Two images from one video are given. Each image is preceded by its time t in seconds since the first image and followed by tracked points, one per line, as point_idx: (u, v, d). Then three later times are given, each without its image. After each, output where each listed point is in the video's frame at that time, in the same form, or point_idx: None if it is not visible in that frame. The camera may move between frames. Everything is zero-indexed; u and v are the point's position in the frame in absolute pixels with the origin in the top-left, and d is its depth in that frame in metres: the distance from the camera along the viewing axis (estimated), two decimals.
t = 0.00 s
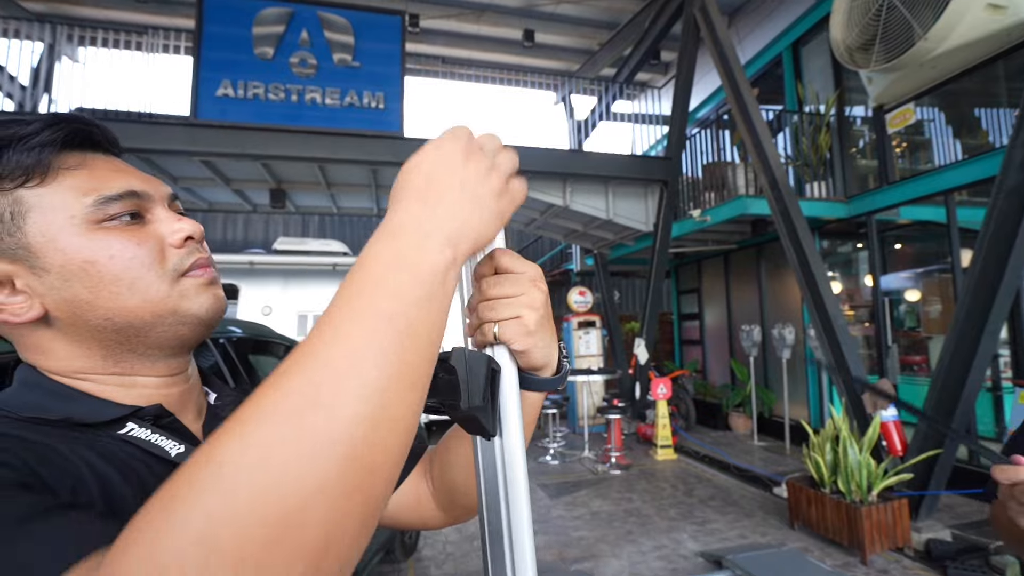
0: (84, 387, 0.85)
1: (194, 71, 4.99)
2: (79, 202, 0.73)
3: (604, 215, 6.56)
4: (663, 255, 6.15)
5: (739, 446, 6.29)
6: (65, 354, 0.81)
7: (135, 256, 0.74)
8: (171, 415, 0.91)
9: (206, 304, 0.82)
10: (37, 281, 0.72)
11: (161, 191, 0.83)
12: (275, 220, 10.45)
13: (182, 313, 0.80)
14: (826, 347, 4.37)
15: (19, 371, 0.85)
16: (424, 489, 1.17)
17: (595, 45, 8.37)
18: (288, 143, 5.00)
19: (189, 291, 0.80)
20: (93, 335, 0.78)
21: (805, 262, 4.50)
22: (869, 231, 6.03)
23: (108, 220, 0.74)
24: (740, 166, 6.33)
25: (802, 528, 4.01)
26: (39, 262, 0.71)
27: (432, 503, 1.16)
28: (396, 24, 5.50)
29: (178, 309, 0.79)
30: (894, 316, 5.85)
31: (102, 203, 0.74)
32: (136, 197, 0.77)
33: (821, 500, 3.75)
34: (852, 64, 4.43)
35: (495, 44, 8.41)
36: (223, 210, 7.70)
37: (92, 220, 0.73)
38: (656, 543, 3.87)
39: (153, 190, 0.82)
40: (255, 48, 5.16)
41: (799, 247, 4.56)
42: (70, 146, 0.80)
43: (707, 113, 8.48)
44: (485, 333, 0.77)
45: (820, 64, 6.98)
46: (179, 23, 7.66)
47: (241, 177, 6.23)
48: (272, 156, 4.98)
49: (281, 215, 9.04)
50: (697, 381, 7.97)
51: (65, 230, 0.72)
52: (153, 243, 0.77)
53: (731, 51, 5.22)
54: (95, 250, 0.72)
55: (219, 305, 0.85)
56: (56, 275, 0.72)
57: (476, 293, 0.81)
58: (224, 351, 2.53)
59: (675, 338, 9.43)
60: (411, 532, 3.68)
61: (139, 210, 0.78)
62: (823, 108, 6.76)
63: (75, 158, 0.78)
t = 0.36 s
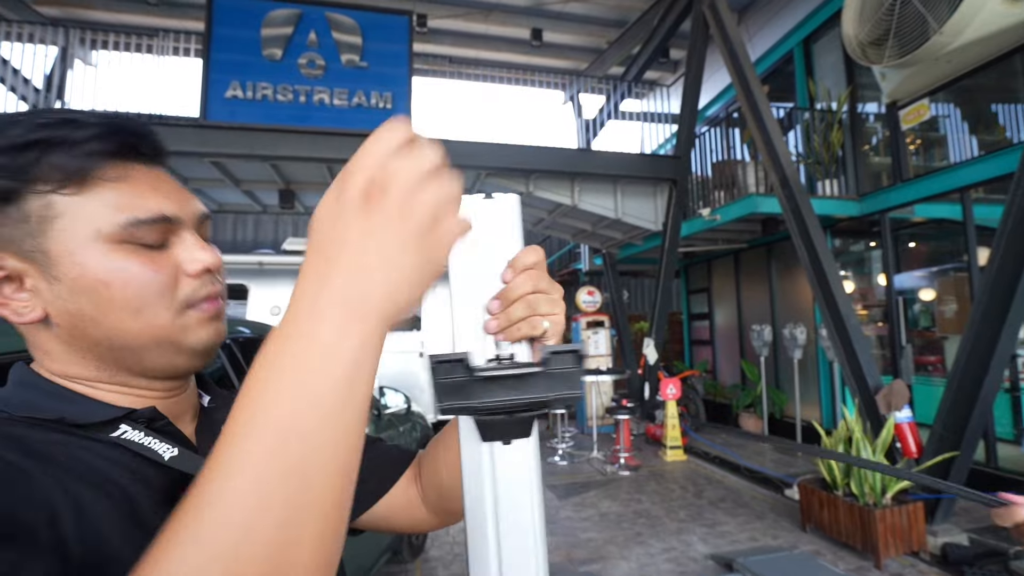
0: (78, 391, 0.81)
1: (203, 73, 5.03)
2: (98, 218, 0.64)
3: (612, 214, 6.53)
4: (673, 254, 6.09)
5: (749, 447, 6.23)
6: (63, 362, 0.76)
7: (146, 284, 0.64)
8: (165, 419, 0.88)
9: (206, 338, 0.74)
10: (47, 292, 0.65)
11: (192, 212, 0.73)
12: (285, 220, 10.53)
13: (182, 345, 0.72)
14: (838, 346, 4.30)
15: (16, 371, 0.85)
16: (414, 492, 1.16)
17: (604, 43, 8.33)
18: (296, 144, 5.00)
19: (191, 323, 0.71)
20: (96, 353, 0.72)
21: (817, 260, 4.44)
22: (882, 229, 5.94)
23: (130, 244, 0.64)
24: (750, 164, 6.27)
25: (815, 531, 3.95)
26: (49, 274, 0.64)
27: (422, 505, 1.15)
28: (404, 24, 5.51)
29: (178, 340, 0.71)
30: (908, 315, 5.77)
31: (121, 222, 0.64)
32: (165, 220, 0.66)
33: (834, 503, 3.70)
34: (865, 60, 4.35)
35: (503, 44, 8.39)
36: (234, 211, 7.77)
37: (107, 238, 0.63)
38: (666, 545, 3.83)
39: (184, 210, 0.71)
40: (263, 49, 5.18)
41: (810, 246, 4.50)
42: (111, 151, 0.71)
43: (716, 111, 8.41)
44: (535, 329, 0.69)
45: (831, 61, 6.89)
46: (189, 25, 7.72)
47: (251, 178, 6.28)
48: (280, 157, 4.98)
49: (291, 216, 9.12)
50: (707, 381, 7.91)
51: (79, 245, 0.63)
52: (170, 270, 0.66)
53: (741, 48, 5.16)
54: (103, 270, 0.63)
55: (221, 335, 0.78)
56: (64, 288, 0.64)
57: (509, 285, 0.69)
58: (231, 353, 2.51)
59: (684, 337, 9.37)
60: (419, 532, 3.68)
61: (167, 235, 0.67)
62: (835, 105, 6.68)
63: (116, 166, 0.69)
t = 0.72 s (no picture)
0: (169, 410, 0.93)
1: (210, 74, 5.04)
2: (281, 289, 0.86)
3: (619, 213, 6.51)
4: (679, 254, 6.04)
5: (757, 448, 6.19)
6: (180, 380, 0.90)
7: (291, 360, 0.89)
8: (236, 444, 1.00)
9: (291, 403, 0.95)
10: (214, 321, 0.85)
11: (339, 293, 0.96)
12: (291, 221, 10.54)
13: (272, 403, 0.93)
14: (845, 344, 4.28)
15: (100, 379, 0.92)
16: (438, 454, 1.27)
17: (610, 43, 8.30)
18: (302, 144, 5.00)
19: (290, 390, 0.93)
20: (219, 388, 0.90)
21: (824, 259, 4.40)
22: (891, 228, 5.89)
23: (295, 325, 0.89)
24: (758, 163, 6.22)
25: (822, 532, 3.92)
26: (228, 308, 0.85)
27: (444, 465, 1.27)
28: (409, 24, 5.50)
29: (269, 403, 0.93)
30: (918, 315, 5.71)
31: (300, 308, 0.88)
32: (319, 307, 0.91)
33: (843, 504, 3.66)
34: (874, 58, 4.33)
35: (509, 43, 8.37)
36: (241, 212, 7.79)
37: (280, 308, 0.87)
38: (672, 546, 3.81)
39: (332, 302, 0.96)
40: (270, 50, 5.20)
41: (818, 245, 4.46)
42: (328, 236, 0.92)
43: (723, 110, 8.36)
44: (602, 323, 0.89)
45: (840, 59, 6.84)
46: (197, 27, 7.77)
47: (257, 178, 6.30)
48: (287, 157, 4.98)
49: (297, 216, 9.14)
50: (714, 382, 7.86)
51: (257, 308, 0.85)
52: (301, 347, 0.89)
53: (748, 47, 5.12)
54: (270, 331, 0.86)
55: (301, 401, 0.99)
56: (222, 333, 0.85)
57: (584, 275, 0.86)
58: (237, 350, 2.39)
59: (691, 337, 9.32)
60: (425, 532, 3.67)
61: (309, 319, 0.91)
62: (843, 104, 6.63)
63: (321, 251, 0.91)
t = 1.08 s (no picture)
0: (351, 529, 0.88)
1: (211, 74, 5.05)
2: (441, 432, 0.76)
3: (620, 213, 6.51)
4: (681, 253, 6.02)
5: (759, 448, 6.17)
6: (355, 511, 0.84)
7: (457, 488, 0.79)
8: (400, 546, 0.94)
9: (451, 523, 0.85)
10: (376, 466, 0.77)
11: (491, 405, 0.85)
12: (293, 220, 10.58)
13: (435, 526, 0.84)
14: (849, 344, 4.26)
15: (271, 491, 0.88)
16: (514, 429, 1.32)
17: (611, 42, 8.31)
18: (304, 143, 5.00)
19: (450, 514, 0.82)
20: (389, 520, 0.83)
21: (826, 258, 4.38)
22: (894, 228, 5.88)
23: (459, 464, 0.78)
24: (760, 163, 6.21)
25: (825, 532, 3.91)
26: (390, 457, 0.76)
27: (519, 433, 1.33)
28: (411, 23, 5.50)
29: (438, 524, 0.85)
30: (921, 315, 5.69)
31: (459, 444, 0.77)
32: (473, 436, 0.79)
33: (846, 504, 3.65)
34: (877, 57, 4.30)
35: (511, 43, 8.37)
36: (243, 211, 7.81)
37: (441, 452, 0.76)
38: (674, 546, 3.80)
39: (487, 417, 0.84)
40: (271, 50, 5.21)
41: (821, 245, 4.45)
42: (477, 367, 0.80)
43: (725, 110, 8.35)
44: (594, 332, 0.84)
45: (843, 58, 6.82)
46: (199, 27, 7.81)
47: (259, 178, 6.31)
48: (288, 156, 4.98)
49: (299, 216, 9.16)
50: (716, 382, 7.84)
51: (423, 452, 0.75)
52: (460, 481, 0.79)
53: (750, 46, 5.11)
54: (428, 472, 0.76)
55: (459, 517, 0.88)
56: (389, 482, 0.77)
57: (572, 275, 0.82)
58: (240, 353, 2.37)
59: (693, 337, 9.31)
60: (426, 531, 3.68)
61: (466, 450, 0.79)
62: (846, 103, 6.62)
63: (471, 384, 0.79)
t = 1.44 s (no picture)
0: None
1: (212, 74, 5.05)
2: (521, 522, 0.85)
3: (621, 213, 6.51)
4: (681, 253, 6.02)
5: (759, 448, 6.17)
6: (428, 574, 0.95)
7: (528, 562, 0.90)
8: None
9: None
10: (460, 543, 0.86)
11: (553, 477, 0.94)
12: (293, 220, 10.58)
13: None
14: (850, 345, 4.24)
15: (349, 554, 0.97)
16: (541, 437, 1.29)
17: (611, 42, 8.31)
18: (304, 142, 4.99)
19: None
20: None
21: (827, 258, 4.37)
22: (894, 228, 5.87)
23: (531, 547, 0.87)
24: (761, 162, 6.22)
25: (825, 532, 3.90)
26: (476, 538, 0.86)
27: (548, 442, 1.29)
28: (411, 23, 5.49)
29: None
30: (922, 315, 5.68)
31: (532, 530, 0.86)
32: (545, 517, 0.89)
33: (846, 504, 3.64)
34: (877, 57, 4.30)
35: (511, 43, 8.37)
36: (243, 211, 7.81)
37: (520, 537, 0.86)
38: (675, 546, 3.80)
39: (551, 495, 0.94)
40: (272, 49, 5.21)
41: (822, 245, 4.44)
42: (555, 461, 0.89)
43: (726, 109, 8.35)
44: (599, 330, 0.79)
45: (843, 58, 6.81)
46: (199, 27, 7.81)
47: (260, 177, 6.31)
48: (289, 156, 4.98)
49: (299, 216, 9.17)
50: (717, 382, 7.82)
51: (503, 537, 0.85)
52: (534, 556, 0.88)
53: (751, 46, 5.11)
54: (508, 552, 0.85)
55: None
56: (471, 561, 0.86)
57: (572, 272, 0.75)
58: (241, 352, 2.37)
59: (694, 338, 9.30)
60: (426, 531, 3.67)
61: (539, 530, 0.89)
62: (847, 103, 6.61)
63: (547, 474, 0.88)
